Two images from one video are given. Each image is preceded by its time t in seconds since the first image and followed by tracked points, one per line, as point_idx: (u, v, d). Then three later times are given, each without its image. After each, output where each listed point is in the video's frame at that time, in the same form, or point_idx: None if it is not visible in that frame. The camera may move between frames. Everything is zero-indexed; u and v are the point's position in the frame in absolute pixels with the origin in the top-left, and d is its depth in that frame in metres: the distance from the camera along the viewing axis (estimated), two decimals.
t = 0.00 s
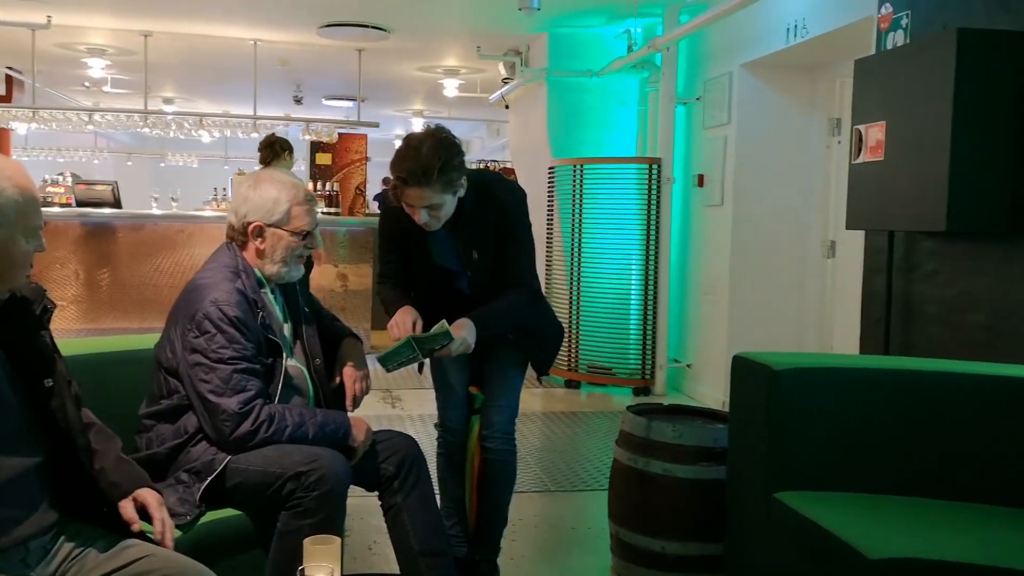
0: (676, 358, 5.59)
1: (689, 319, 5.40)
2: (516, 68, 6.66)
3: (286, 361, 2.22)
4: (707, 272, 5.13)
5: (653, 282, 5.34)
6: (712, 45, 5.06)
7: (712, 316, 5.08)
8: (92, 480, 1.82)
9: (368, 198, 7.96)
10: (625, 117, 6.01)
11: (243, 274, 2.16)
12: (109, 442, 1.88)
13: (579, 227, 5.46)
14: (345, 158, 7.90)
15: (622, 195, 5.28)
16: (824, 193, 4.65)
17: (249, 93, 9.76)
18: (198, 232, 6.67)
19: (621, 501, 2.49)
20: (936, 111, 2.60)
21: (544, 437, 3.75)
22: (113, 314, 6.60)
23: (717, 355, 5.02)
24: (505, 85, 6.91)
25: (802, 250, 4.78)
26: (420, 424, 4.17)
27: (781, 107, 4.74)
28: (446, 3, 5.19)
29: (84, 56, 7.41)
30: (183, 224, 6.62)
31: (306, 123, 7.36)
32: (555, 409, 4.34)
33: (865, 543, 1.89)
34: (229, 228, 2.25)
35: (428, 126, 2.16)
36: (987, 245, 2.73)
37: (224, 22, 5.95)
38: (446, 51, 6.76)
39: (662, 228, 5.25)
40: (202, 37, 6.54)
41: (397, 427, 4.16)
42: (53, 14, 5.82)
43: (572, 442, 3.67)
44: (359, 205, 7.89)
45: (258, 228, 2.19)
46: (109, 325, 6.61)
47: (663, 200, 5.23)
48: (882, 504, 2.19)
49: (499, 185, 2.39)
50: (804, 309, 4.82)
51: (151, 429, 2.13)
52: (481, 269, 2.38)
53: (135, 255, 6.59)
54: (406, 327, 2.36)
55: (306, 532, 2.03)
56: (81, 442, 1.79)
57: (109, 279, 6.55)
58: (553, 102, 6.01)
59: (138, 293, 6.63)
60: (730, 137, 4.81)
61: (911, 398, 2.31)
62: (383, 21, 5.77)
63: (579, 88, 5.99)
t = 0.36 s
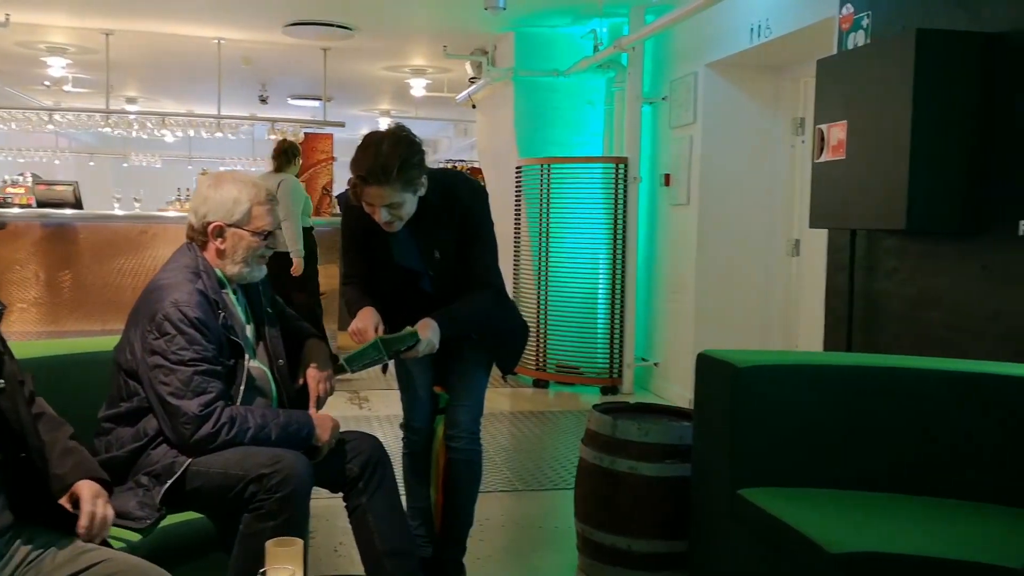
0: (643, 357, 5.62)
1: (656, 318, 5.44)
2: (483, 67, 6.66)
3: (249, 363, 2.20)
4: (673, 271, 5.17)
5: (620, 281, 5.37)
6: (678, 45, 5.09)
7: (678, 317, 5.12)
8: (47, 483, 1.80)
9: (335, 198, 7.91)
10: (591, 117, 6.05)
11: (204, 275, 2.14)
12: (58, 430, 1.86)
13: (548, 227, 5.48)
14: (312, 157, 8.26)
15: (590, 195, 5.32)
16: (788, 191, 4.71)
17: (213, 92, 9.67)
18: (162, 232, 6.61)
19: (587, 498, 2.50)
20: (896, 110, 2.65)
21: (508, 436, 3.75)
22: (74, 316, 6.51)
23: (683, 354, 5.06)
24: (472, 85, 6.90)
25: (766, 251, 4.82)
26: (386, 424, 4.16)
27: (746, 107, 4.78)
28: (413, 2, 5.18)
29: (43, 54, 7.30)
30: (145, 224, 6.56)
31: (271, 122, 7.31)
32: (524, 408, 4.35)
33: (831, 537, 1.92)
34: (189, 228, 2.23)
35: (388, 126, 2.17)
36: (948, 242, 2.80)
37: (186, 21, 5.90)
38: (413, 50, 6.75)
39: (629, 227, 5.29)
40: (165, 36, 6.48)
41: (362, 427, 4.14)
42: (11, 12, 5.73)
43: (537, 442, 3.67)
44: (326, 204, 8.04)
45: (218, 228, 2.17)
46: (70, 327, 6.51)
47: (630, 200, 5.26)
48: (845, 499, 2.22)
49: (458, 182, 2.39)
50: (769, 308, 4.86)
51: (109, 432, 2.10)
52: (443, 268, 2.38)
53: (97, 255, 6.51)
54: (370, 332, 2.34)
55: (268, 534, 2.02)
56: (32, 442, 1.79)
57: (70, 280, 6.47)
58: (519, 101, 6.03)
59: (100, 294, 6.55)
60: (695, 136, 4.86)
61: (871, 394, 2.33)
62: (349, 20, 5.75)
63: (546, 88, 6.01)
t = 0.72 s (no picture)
0: (600, 356, 5.66)
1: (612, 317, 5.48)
2: (439, 66, 6.66)
3: (199, 364, 2.18)
4: (628, 271, 5.22)
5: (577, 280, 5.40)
6: (633, 45, 5.15)
7: (634, 316, 5.15)
8: None
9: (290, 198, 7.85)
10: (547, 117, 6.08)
11: (153, 275, 2.11)
12: None
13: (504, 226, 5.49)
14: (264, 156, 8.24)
15: (546, 195, 5.34)
16: (742, 192, 4.77)
17: (164, 90, 9.53)
18: (111, 232, 6.56)
19: (542, 497, 2.50)
20: (845, 112, 2.71)
21: (462, 436, 3.76)
22: (21, 317, 6.35)
23: (638, 352, 5.11)
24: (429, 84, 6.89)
25: (720, 250, 4.88)
26: (341, 425, 4.13)
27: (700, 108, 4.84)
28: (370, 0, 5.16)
29: None
30: (93, 224, 6.51)
31: (224, 120, 7.23)
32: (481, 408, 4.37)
33: (776, 532, 1.96)
34: (132, 236, 2.17)
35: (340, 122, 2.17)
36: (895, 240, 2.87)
37: (135, 17, 5.81)
38: (369, 49, 6.72)
39: (585, 226, 5.32)
40: (115, 32, 6.37)
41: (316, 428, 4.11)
42: None
43: (492, 441, 3.69)
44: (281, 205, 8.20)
45: (163, 227, 2.14)
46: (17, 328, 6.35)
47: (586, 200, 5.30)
48: (791, 494, 2.26)
49: (411, 182, 2.39)
50: (723, 307, 4.92)
51: (56, 435, 2.06)
52: (396, 268, 2.39)
53: (45, 256, 6.40)
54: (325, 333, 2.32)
55: (218, 538, 1.99)
56: (0, 438, 1.68)
57: (17, 281, 6.33)
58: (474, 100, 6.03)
59: (49, 295, 6.41)
60: (650, 137, 4.91)
61: (819, 391, 2.37)
62: (304, 18, 5.71)
63: (503, 87, 6.02)
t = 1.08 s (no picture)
0: (543, 356, 5.66)
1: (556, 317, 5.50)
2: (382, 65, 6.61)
3: (125, 364, 2.13)
4: (572, 271, 5.24)
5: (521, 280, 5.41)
6: (576, 47, 5.19)
7: (577, 316, 5.19)
8: None
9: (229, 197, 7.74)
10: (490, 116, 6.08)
11: (74, 273, 2.05)
12: None
13: (448, 225, 5.52)
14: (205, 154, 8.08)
15: (490, 195, 5.38)
16: (682, 193, 4.82)
17: (99, 85, 9.27)
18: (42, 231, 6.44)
19: (481, 497, 2.48)
20: (782, 113, 2.77)
21: (403, 437, 3.74)
22: None
23: (580, 352, 5.15)
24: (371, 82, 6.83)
25: (661, 250, 4.93)
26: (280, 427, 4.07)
27: (642, 110, 4.89)
28: None
29: None
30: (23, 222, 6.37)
31: (163, 117, 7.07)
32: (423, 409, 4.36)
33: (711, 529, 1.97)
34: (48, 233, 2.13)
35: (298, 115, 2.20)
36: (832, 241, 2.95)
37: (67, 9, 5.65)
38: (310, 46, 6.64)
39: (529, 226, 5.31)
40: (47, 25, 6.19)
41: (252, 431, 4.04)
42: None
43: (435, 441, 3.68)
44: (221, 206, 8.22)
45: (81, 220, 2.09)
46: None
47: (530, 199, 5.30)
48: (725, 490, 2.29)
49: (353, 182, 2.39)
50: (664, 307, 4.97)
51: None
52: (334, 267, 2.37)
53: None
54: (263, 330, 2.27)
55: (148, 541, 1.96)
56: None
57: None
58: (418, 101, 6.00)
59: None
60: (593, 137, 4.94)
61: (752, 390, 2.41)
62: (244, 14, 5.62)
63: (447, 88, 6.03)
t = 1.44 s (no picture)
0: (493, 356, 5.69)
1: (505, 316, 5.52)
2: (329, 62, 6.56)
3: (66, 364, 2.08)
4: (522, 270, 5.25)
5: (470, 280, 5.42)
6: (526, 47, 5.20)
7: (526, 315, 5.21)
8: None
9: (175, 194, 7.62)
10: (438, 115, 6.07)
11: (11, 273, 2.00)
12: None
13: (396, 225, 5.49)
14: (149, 151, 8.38)
15: (439, 195, 5.37)
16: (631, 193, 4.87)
17: (38, 80, 9.04)
18: None
19: (427, 496, 2.48)
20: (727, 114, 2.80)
21: (350, 437, 3.73)
22: None
23: (528, 351, 5.18)
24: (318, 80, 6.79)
25: (609, 250, 4.97)
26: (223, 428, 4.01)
27: (591, 110, 4.92)
28: None
29: None
30: None
31: (105, 113, 6.93)
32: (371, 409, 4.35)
33: (655, 525, 2.00)
34: None
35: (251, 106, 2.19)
36: (777, 240, 3.01)
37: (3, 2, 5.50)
38: (256, 42, 6.56)
39: (479, 226, 5.33)
40: None
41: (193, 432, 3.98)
42: None
43: (381, 441, 3.67)
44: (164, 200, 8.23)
45: (13, 218, 2.04)
46: None
47: (479, 199, 5.32)
48: (667, 487, 2.31)
49: (301, 179, 2.36)
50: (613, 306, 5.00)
51: None
52: (282, 264, 2.34)
53: None
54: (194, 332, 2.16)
55: (85, 545, 1.89)
56: None
57: None
58: (366, 99, 5.98)
59: None
60: (542, 137, 4.95)
61: (693, 388, 2.44)
62: (189, 10, 5.54)
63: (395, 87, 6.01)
